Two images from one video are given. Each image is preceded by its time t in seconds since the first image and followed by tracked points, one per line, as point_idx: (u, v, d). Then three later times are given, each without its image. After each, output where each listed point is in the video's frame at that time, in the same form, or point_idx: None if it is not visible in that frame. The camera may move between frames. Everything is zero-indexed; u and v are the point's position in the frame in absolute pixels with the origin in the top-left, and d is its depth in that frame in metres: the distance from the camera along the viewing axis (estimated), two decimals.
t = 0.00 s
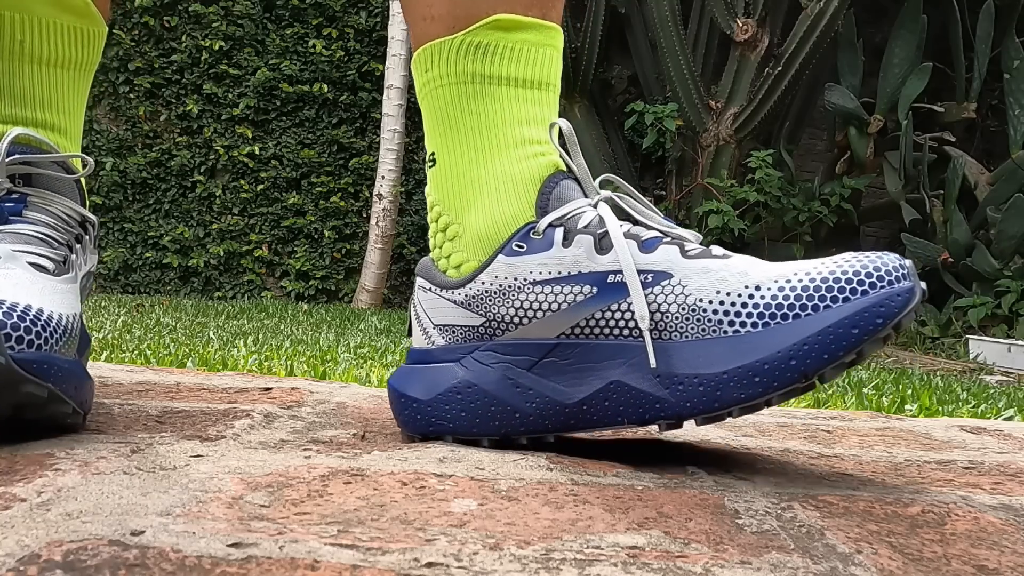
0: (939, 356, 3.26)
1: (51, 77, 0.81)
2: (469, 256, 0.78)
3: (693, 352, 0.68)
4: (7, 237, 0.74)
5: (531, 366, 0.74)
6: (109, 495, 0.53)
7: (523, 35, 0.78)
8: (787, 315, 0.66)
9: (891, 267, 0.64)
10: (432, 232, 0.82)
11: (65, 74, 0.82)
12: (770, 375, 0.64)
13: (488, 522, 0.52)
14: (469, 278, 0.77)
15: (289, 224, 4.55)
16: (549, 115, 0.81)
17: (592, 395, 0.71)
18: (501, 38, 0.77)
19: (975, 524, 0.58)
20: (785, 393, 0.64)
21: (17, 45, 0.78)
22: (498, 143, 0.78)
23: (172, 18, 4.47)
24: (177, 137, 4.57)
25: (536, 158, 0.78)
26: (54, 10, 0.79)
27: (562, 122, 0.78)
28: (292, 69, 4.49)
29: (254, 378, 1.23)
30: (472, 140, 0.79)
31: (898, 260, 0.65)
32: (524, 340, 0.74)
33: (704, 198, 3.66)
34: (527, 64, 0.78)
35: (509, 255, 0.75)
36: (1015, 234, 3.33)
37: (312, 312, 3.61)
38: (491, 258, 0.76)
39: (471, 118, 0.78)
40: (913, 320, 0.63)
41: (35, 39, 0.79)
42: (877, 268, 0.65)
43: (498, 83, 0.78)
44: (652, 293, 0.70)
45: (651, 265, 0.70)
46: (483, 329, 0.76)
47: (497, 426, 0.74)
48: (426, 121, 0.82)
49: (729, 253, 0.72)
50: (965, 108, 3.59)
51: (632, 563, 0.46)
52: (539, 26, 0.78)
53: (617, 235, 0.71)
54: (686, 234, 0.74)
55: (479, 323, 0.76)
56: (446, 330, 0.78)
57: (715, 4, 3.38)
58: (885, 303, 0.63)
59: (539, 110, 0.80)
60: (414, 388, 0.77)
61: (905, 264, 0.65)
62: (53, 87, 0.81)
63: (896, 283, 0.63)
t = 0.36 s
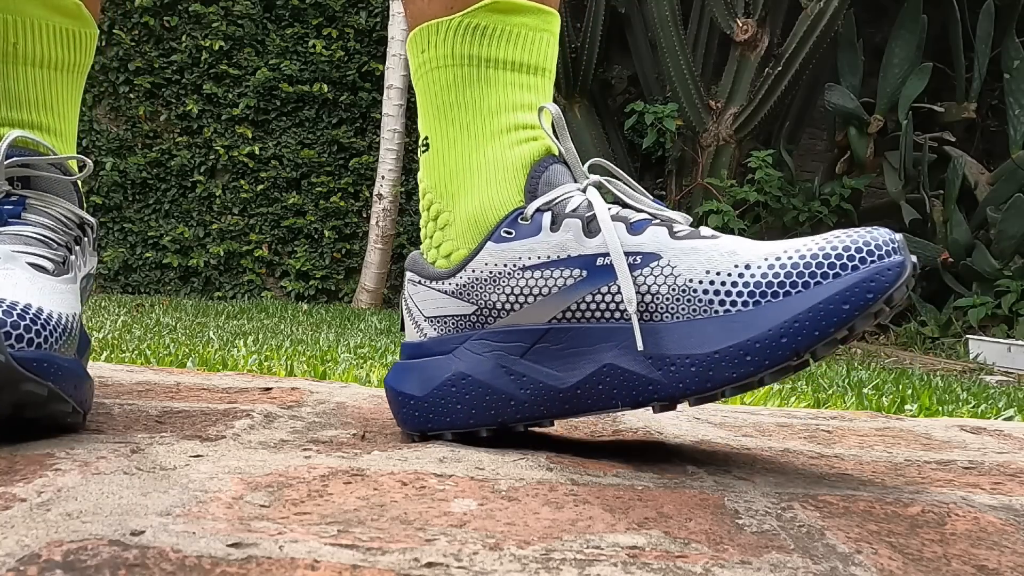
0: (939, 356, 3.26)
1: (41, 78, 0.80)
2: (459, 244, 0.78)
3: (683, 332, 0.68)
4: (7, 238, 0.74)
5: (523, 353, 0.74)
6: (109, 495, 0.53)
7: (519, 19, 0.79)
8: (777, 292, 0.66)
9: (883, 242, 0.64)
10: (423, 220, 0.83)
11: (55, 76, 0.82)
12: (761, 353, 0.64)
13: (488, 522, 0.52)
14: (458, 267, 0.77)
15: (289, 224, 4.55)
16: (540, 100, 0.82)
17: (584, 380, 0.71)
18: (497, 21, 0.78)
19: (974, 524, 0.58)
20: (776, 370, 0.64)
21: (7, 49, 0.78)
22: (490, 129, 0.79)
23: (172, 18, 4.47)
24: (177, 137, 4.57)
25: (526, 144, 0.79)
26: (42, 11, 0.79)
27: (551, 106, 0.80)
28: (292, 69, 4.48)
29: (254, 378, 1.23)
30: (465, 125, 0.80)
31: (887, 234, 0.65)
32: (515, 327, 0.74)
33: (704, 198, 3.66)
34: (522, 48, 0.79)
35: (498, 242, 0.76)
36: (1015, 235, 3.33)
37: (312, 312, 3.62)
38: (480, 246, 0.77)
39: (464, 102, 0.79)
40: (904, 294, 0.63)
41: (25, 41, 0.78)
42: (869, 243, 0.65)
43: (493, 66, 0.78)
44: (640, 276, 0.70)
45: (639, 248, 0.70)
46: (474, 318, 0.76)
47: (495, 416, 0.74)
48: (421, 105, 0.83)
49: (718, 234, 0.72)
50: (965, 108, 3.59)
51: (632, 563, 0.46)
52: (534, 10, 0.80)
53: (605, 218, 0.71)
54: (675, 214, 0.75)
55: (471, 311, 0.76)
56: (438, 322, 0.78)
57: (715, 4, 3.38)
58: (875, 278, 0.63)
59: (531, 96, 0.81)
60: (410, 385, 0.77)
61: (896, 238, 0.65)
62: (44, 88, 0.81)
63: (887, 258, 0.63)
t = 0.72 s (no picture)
0: (939, 356, 3.26)
1: (45, 73, 0.80)
2: (467, 254, 0.78)
3: (688, 346, 0.67)
4: (8, 237, 0.74)
5: (528, 364, 0.74)
6: (109, 495, 0.53)
7: (522, 33, 0.78)
8: (784, 309, 0.65)
9: (890, 261, 0.64)
10: (431, 231, 0.83)
11: (63, 70, 0.82)
12: (765, 369, 0.64)
13: (488, 522, 0.52)
14: (467, 275, 0.77)
15: (289, 224, 4.55)
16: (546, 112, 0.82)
17: (587, 393, 0.71)
18: (500, 35, 0.77)
19: (975, 525, 0.58)
20: (780, 387, 0.64)
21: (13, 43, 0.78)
22: (495, 142, 0.79)
23: (172, 18, 4.47)
24: (177, 137, 4.57)
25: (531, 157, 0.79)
26: (48, 6, 0.79)
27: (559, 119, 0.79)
28: (292, 69, 4.48)
29: (254, 378, 1.23)
30: (470, 138, 0.80)
31: (894, 253, 0.65)
32: (521, 339, 0.74)
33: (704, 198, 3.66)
34: (526, 62, 0.79)
35: (506, 252, 0.76)
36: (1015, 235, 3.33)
37: (312, 311, 3.61)
38: (488, 255, 0.77)
39: (469, 116, 0.79)
40: (912, 315, 0.63)
41: (32, 36, 0.79)
42: (876, 262, 0.65)
43: (497, 81, 0.78)
44: (646, 288, 0.70)
45: (646, 261, 0.70)
46: (481, 328, 0.76)
47: (495, 425, 0.74)
48: (426, 119, 0.83)
49: (725, 248, 0.72)
50: (965, 108, 3.59)
51: (633, 563, 0.46)
52: (538, 23, 0.79)
53: (612, 231, 0.71)
54: (684, 228, 0.74)
55: (478, 321, 0.76)
56: (445, 329, 0.78)
57: (715, 4, 3.38)
58: (882, 297, 0.62)
59: (537, 109, 0.81)
60: (414, 389, 0.77)
61: (903, 258, 0.65)
62: (52, 84, 0.81)
63: (895, 277, 0.63)
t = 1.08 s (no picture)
0: (939, 356, 3.26)
1: (50, 72, 0.80)
2: (475, 258, 0.78)
3: (693, 352, 0.68)
4: (10, 238, 0.74)
5: (532, 367, 0.74)
6: (109, 495, 0.53)
7: (526, 42, 0.78)
8: (788, 317, 0.66)
9: (895, 273, 0.64)
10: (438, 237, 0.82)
11: (70, 69, 0.82)
12: (769, 375, 0.64)
13: (488, 522, 0.52)
14: (475, 278, 0.77)
15: (289, 224, 4.55)
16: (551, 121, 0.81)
17: (590, 397, 0.71)
18: (504, 45, 0.77)
19: (975, 525, 0.58)
20: (783, 395, 0.64)
21: (18, 43, 0.78)
22: (502, 149, 0.78)
23: (172, 18, 4.47)
24: (177, 137, 4.57)
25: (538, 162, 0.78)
26: (56, 6, 0.79)
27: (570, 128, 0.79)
28: (292, 69, 4.48)
29: (254, 378, 1.23)
30: (477, 146, 0.79)
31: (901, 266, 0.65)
32: (525, 343, 0.75)
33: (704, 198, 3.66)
34: (529, 71, 0.78)
35: (514, 257, 0.75)
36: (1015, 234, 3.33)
37: (312, 311, 3.62)
38: (496, 259, 0.76)
39: (473, 125, 0.79)
40: (917, 326, 0.63)
41: (40, 36, 0.79)
42: (882, 273, 0.65)
43: (501, 91, 0.78)
44: (653, 294, 0.70)
45: (654, 268, 0.70)
46: (486, 330, 0.76)
47: (495, 427, 0.74)
48: (430, 127, 0.82)
49: (733, 257, 0.72)
50: (965, 108, 3.59)
51: (632, 563, 0.46)
52: (541, 33, 0.78)
53: (621, 238, 0.72)
54: (690, 237, 0.75)
55: (483, 323, 0.76)
56: (451, 330, 0.78)
57: (715, 4, 3.38)
58: (888, 307, 0.62)
59: (542, 118, 0.80)
60: (418, 387, 0.77)
61: (909, 271, 0.65)
62: (58, 84, 0.81)
63: (900, 289, 0.63)
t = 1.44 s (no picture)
0: (939, 355, 3.27)
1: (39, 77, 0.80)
2: (456, 240, 0.79)
3: (680, 318, 0.68)
4: (10, 240, 0.74)
5: (520, 346, 0.74)
6: (109, 495, 0.53)
7: (512, 17, 0.79)
8: (771, 278, 0.66)
9: (874, 225, 0.65)
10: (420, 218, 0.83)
11: (57, 73, 0.82)
12: (756, 338, 0.64)
13: (488, 522, 0.52)
14: (455, 262, 0.78)
15: (289, 224, 4.55)
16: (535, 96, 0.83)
17: (581, 369, 0.70)
18: (490, 19, 0.78)
19: (975, 525, 0.58)
20: (771, 355, 0.65)
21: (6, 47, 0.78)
22: (483, 125, 0.80)
23: (172, 18, 4.47)
24: (177, 137, 4.57)
25: (518, 139, 0.79)
26: (42, 10, 0.79)
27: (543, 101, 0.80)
28: (292, 69, 4.48)
29: (253, 378, 1.23)
30: (459, 123, 0.80)
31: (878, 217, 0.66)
32: (512, 321, 0.75)
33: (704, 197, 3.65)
34: (515, 45, 0.80)
35: (493, 236, 0.76)
36: (1015, 235, 3.33)
37: (312, 311, 3.61)
38: (476, 241, 0.77)
39: (457, 102, 0.80)
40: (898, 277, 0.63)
41: (27, 38, 0.79)
42: (861, 226, 0.65)
43: (487, 64, 0.79)
44: (635, 264, 0.70)
45: (634, 238, 0.71)
46: (472, 313, 0.76)
47: (492, 410, 0.74)
48: (414, 105, 0.83)
49: (711, 223, 0.72)
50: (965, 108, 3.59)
51: (632, 563, 0.46)
52: (528, 8, 0.80)
53: (598, 210, 0.72)
54: (669, 204, 0.75)
55: (468, 306, 0.76)
56: (436, 318, 0.78)
57: (715, 4, 3.38)
58: (869, 260, 0.63)
59: (526, 92, 0.82)
60: (408, 381, 0.77)
61: (887, 222, 0.65)
62: (46, 88, 0.81)
63: (881, 241, 0.64)
